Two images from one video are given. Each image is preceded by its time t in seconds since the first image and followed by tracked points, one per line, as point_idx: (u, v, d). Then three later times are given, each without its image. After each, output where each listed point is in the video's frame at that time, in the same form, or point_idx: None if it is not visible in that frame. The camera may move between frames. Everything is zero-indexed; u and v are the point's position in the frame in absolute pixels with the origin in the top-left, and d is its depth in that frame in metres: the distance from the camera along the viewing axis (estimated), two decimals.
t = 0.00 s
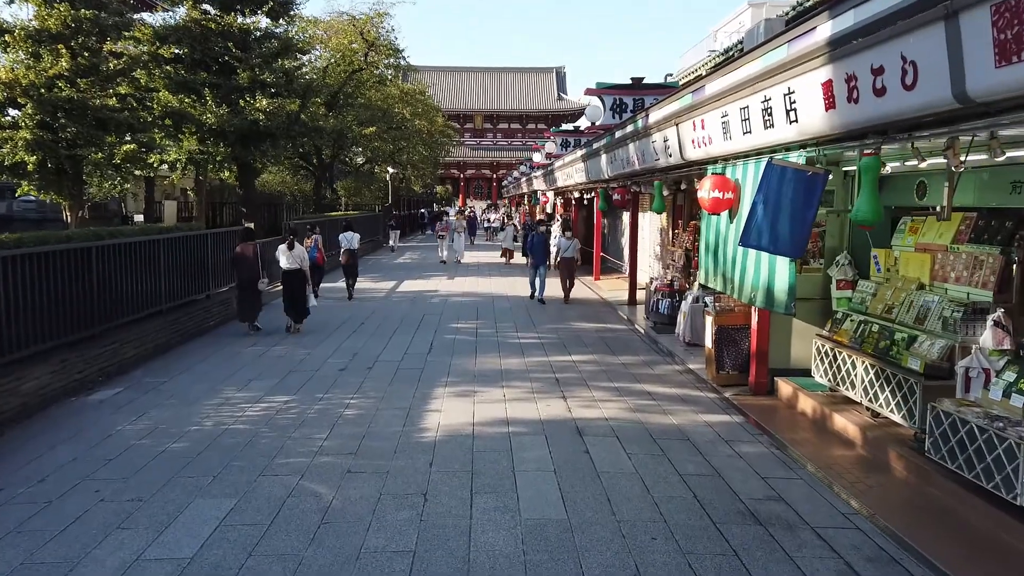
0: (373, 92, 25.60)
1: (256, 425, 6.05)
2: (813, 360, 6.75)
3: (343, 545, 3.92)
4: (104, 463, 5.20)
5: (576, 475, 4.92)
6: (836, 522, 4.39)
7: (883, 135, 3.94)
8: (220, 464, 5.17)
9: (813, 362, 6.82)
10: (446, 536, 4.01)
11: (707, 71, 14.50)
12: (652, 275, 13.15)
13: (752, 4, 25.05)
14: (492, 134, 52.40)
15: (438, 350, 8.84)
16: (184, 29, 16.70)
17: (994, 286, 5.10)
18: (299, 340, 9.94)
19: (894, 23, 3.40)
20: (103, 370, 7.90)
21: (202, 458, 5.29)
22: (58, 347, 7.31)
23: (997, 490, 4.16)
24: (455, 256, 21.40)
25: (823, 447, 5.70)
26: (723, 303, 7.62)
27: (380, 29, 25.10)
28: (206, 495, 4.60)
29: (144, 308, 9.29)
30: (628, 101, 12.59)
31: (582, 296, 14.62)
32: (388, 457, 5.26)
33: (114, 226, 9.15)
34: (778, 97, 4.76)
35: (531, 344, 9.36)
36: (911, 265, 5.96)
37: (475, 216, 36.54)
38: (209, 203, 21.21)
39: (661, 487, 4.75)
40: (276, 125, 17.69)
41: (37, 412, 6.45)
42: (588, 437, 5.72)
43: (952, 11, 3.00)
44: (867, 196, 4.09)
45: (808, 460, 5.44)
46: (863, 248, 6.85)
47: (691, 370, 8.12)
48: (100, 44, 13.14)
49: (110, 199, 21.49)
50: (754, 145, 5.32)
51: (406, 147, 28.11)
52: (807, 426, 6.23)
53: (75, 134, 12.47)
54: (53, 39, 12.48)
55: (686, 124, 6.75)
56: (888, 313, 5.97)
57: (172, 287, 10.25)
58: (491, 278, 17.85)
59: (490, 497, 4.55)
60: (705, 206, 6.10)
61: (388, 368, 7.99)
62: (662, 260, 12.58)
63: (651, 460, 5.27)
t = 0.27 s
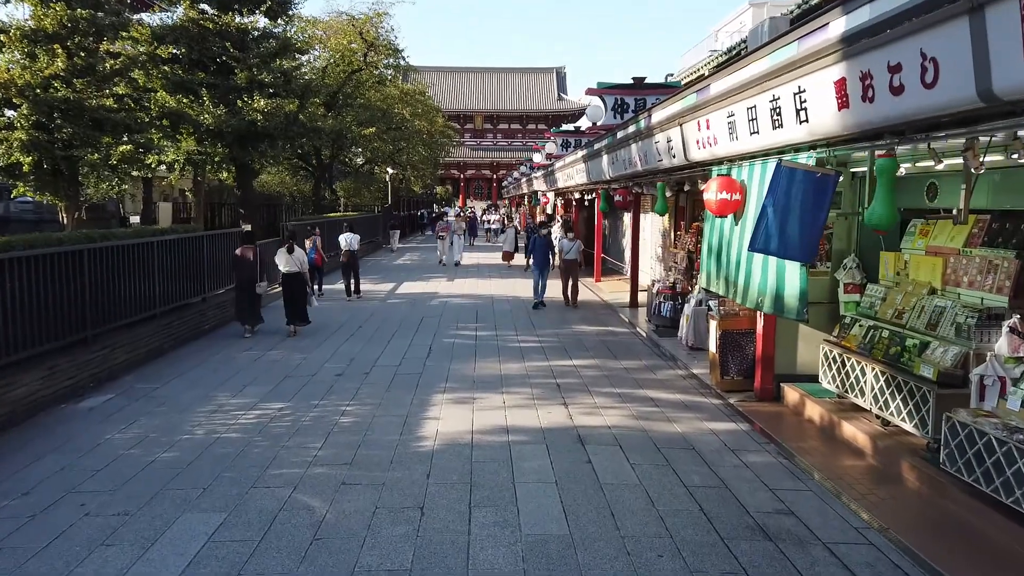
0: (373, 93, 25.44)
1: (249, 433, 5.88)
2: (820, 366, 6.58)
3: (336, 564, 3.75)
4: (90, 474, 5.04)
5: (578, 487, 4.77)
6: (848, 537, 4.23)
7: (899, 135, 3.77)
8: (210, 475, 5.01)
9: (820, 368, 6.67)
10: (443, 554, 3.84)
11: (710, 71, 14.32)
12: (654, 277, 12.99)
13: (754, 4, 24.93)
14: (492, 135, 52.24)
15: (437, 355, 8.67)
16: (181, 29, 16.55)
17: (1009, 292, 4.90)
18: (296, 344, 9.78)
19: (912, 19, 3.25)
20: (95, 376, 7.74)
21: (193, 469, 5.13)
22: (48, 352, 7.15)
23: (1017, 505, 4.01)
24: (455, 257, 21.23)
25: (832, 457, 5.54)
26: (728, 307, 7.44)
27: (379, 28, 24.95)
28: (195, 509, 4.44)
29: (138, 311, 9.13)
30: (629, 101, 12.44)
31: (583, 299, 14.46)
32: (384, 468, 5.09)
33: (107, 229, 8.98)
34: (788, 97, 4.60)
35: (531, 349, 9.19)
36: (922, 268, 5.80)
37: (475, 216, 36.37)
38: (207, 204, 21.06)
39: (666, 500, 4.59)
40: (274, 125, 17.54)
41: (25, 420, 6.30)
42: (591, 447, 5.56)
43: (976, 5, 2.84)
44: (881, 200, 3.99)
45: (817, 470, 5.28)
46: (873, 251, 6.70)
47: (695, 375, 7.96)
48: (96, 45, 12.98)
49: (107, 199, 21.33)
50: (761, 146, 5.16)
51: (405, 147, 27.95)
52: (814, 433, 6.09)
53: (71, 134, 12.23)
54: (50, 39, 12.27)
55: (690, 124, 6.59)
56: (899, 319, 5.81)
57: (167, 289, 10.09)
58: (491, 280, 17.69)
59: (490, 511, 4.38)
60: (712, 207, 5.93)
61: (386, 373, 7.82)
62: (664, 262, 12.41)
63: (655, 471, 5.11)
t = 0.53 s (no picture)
0: (373, 92, 25.28)
1: (245, 440, 5.71)
2: (831, 370, 6.42)
3: None
4: (80, 483, 4.88)
5: (584, 497, 4.60)
6: (867, 550, 4.06)
7: (923, 132, 3.60)
8: (202, 484, 4.83)
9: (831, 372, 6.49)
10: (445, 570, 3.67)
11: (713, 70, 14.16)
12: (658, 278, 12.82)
13: (757, 3, 24.78)
14: (493, 134, 52.07)
15: (437, 358, 8.51)
16: (180, 27, 16.41)
17: None
18: (294, 346, 9.60)
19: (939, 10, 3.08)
20: (89, 380, 7.58)
21: (186, 477, 4.97)
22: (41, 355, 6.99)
23: None
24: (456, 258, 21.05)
25: (846, 465, 5.37)
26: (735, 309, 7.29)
27: (380, 27, 24.78)
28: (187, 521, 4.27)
29: (134, 312, 8.97)
30: (633, 100, 12.28)
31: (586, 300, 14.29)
32: (383, 477, 4.92)
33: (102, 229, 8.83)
34: (802, 93, 4.43)
35: (534, 351, 9.03)
36: (938, 271, 5.60)
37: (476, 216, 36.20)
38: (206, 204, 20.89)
39: (676, 512, 4.42)
40: (273, 124, 17.37)
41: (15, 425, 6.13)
42: (597, 454, 5.39)
43: None
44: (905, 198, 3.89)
45: (831, 479, 5.12)
46: (884, 250, 6.49)
47: (702, 379, 7.78)
48: (93, 43, 12.73)
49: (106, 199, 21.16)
50: (773, 144, 4.99)
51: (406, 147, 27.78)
52: (825, 441, 5.93)
53: (68, 133, 11.98)
54: (46, 37, 12.02)
55: (698, 122, 6.42)
56: (913, 322, 5.64)
57: (164, 291, 9.92)
58: (493, 281, 17.52)
59: (493, 524, 4.21)
60: (721, 208, 5.75)
61: (385, 377, 7.66)
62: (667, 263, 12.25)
63: (664, 480, 4.94)
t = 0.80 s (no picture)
0: (373, 91, 25.12)
1: (240, 448, 5.55)
2: (842, 376, 6.26)
3: None
4: (69, 493, 4.72)
5: (591, 510, 4.43)
6: (886, 567, 3.89)
7: (949, 131, 3.43)
8: (195, 495, 4.67)
9: (843, 377, 6.33)
10: None
11: (718, 69, 13.99)
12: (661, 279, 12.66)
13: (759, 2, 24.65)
14: (494, 134, 51.87)
15: (438, 361, 8.34)
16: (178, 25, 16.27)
17: None
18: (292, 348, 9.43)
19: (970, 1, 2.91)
20: (82, 384, 7.41)
21: (178, 487, 4.80)
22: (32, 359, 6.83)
23: None
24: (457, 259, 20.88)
25: (860, 475, 5.20)
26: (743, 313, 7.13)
27: (380, 26, 24.61)
28: (178, 534, 4.11)
29: (129, 314, 8.81)
30: (636, 99, 12.14)
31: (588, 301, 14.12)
32: (383, 487, 4.76)
33: (97, 229, 8.67)
34: (817, 90, 4.26)
35: (536, 355, 8.86)
36: (954, 274, 5.44)
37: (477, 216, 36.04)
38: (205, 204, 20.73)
39: (687, 526, 4.26)
40: (272, 124, 17.21)
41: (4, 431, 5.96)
42: (603, 463, 5.23)
43: None
44: (932, 200, 3.86)
45: (846, 490, 4.95)
46: (897, 253, 6.30)
47: (708, 384, 7.61)
48: (90, 42, 12.50)
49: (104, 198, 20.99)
50: (786, 143, 4.83)
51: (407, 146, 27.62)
52: (836, 448, 5.77)
53: (65, 132, 11.77)
54: (43, 35, 11.84)
55: (706, 121, 6.25)
56: (929, 327, 5.48)
57: (160, 293, 9.75)
58: (494, 281, 17.36)
59: (497, 538, 4.04)
60: (729, 208, 5.58)
61: (385, 381, 7.49)
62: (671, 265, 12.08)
63: (673, 491, 4.78)
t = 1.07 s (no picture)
0: (373, 90, 24.93)
1: (234, 455, 5.37)
2: (853, 381, 6.08)
3: None
4: (54, 504, 4.54)
5: (597, 522, 4.26)
6: None
7: (975, 126, 3.24)
8: (185, 506, 4.50)
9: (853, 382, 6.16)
10: None
11: (721, 68, 13.80)
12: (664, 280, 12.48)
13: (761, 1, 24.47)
14: (494, 134, 51.68)
15: (438, 365, 8.17)
16: (176, 23, 16.10)
17: None
18: (289, 350, 9.25)
19: None
20: (73, 388, 7.23)
21: (167, 497, 4.63)
22: (22, 363, 6.65)
23: None
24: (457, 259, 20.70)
25: (874, 484, 5.02)
26: (750, 315, 6.97)
27: (380, 25, 24.41)
28: (166, 549, 3.93)
29: (123, 316, 8.63)
30: (639, 97, 11.98)
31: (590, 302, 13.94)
32: (380, 498, 4.58)
33: (91, 230, 8.50)
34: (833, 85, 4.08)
35: (538, 357, 8.69)
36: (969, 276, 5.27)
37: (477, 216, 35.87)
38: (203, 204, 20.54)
39: (697, 540, 4.07)
40: (270, 123, 17.02)
41: None
42: (608, 472, 5.05)
43: None
44: (960, 200, 3.56)
45: (860, 499, 4.77)
46: (910, 253, 6.09)
47: (715, 388, 7.43)
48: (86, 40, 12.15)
49: (102, 198, 20.81)
50: (797, 141, 4.65)
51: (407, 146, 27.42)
52: (847, 456, 5.60)
53: (61, 132, 11.51)
54: (39, 33, 11.51)
55: (713, 118, 6.07)
56: (945, 331, 5.30)
57: (155, 294, 9.57)
58: (495, 282, 17.19)
59: (501, 554, 3.85)
60: (738, 208, 5.41)
61: (384, 385, 7.32)
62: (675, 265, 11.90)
63: (682, 502, 4.60)
